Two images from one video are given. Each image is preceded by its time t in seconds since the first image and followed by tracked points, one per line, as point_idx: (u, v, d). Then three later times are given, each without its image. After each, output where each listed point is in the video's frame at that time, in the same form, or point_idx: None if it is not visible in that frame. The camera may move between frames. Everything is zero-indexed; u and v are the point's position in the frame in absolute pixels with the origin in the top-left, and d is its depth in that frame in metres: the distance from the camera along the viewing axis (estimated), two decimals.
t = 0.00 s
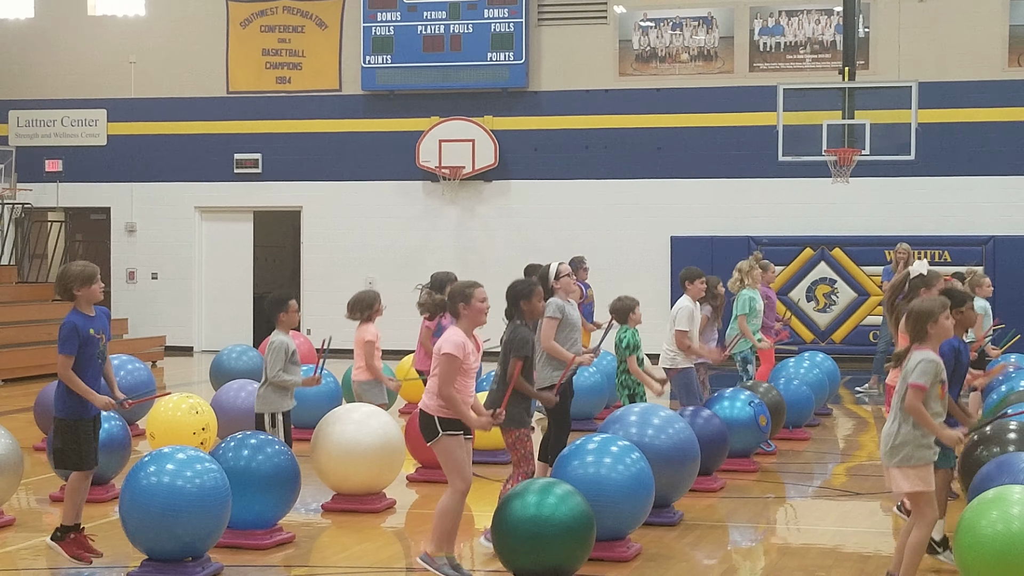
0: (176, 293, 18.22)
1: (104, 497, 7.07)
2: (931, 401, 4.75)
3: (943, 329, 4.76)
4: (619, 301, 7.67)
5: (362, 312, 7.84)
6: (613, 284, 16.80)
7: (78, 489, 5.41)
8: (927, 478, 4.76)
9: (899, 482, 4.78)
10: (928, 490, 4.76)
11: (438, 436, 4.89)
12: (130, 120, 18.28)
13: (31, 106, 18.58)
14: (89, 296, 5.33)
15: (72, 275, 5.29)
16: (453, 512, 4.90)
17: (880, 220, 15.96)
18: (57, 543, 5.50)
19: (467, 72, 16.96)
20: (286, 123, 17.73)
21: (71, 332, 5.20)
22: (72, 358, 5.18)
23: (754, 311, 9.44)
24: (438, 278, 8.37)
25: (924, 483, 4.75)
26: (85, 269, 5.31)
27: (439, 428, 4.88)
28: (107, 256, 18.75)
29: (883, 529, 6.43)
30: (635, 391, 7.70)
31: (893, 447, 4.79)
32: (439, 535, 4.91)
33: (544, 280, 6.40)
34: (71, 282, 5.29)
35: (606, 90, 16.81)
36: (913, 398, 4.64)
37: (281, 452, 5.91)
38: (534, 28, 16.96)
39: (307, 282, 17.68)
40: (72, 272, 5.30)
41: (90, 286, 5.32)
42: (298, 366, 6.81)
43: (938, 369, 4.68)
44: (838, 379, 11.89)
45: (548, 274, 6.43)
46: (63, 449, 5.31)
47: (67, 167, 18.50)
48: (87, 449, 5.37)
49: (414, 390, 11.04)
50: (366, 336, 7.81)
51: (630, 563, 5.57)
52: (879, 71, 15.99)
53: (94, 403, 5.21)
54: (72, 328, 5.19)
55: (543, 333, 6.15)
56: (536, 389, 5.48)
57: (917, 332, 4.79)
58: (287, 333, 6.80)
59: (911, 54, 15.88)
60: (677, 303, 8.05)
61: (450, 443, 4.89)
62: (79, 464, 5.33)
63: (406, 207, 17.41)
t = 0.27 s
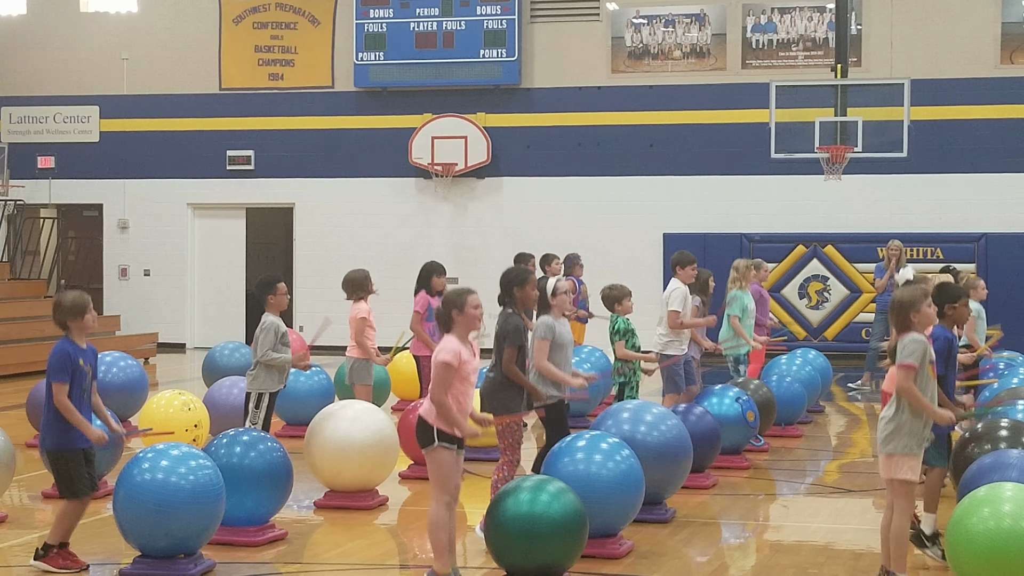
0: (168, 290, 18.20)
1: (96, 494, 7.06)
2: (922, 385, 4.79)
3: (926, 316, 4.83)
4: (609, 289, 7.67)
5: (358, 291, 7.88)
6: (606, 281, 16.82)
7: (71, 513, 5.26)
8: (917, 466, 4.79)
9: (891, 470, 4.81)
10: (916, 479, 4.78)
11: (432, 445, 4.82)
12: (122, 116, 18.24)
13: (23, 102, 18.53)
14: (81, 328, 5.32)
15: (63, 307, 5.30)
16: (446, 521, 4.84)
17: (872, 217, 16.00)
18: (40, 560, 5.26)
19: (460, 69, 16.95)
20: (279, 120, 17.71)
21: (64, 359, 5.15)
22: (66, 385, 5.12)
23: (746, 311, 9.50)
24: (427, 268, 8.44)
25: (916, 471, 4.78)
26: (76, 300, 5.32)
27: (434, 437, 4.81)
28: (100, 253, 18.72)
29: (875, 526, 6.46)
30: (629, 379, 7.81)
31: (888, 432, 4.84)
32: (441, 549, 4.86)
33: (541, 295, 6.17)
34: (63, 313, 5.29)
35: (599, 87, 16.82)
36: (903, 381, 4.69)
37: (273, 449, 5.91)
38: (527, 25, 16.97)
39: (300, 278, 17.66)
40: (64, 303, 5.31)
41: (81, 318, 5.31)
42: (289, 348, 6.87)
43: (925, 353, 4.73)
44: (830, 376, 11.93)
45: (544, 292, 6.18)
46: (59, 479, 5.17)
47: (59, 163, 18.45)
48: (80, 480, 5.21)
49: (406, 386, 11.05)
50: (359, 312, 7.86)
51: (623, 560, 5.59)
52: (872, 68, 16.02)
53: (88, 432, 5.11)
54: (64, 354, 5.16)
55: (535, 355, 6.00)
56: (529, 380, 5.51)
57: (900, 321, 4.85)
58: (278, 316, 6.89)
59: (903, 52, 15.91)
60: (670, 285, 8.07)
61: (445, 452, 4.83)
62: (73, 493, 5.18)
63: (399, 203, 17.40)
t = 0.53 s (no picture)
0: (165, 286, 18.19)
1: (93, 490, 7.07)
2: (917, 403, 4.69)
3: (925, 332, 4.69)
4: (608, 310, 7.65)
5: (355, 310, 7.83)
6: (603, 278, 16.83)
7: (60, 489, 5.31)
8: (918, 483, 4.68)
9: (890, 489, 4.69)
10: (919, 494, 4.68)
11: (424, 454, 4.81)
12: (119, 113, 18.21)
13: (19, 99, 18.50)
14: (70, 297, 5.34)
15: (52, 276, 5.30)
16: (436, 529, 4.85)
17: (869, 214, 16.01)
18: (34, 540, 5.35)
19: (457, 66, 16.94)
20: (276, 116, 17.70)
21: (54, 331, 5.19)
22: (56, 357, 5.17)
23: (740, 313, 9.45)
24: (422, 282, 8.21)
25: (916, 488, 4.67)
26: (65, 269, 5.32)
27: (427, 446, 4.80)
28: (97, 250, 18.69)
29: (871, 523, 6.47)
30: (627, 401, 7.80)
31: (881, 451, 4.70)
32: (424, 552, 4.88)
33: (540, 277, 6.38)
34: (52, 282, 5.30)
35: (595, 83, 16.83)
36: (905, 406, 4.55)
37: (270, 446, 5.91)
38: (524, 22, 16.97)
39: (297, 275, 17.66)
40: (52, 273, 5.31)
41: (70, 287, 5.33)
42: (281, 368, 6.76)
43: (921, 375, 4.62)
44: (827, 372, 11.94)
45: (543, 272, 6.43)
46: (51, 450, 5.26)
47: (56, 159, 18.42)
48: (70, 451, 5.31)
49: (404, 383, 11.05)
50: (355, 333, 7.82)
51: (619, 556, 5.60)
52: (868, 65, 16.03)
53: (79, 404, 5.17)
54: (55, 326, 5.20)
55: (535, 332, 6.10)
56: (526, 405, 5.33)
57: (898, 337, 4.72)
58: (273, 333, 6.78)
59: (899, 49, 15.92)
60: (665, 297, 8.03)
61: (440, 461, 4.83)
62: (63, 466, 5.27)
63: (396, 200, 17.40)
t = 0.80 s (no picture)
0: (168, 283, 18.21)
1: (96, 486, 7.08)
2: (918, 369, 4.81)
3: (926, 300, 4.79)
4: (607, 282, 7.73)
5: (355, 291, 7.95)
6: (606, 274, 16.83)
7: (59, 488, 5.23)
8: (916, 449, 4.78)
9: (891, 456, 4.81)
10: (917, 464, 4.77)
11: (435, 428, 4.84)
12: (122, 110, 18.22)
13: (22, 95, 18.52)
14: (77, 296, 5.33)
15: (61, 274, 5.30)
16: (441, 506, 4.85)
17: (872, 210, 16.00)
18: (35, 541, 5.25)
19: (459, 62, 16.93)
20: (278, 113, 17.70)
21: (57, 328, 5.16)
22: (57, 354, 5.13)
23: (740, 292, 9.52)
24: (427, 262, 8.22)
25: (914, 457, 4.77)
26: (74, 268, 5.31)
27: (438, 419, 4.82)
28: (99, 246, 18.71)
29: (874, 519, 6.47)
30: (622, 373, 7.79)
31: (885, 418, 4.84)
32: (430, 528, 4.87)
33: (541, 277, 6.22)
34: (59, 281, 5.29)
35: (598, 80, 16.82)
36: (900, 368, 4.71)
37: (273, 442, 5.92)
38: (526, 18, 16.95)
39: (299, 271, 17.67)
40: (61, 271, 5.30)
41: (78, 286, 5.31)
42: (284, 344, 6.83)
43: (921, 338, 4.74)
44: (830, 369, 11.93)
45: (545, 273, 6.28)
46: (49, 449, 5.20)
47: (59, 156, 18.43)
48: (71, 451, 5.24)
49: (406, 379, 11.06)
50: (353, 311, 7.86)
51: (622, 553, 5.61)
52: (872, 61, 16.01)
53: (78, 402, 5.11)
54: (58, 324, 5.16)
55: (535, 333, 6.07)
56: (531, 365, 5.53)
57: (899, 305, 4.83)
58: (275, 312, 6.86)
59: (903, 46, 15.90)
60: (666, 281, 8.10)
61: (449, 433, 4.85)
62: (61, 464, 5.20)
63: (398, 196, 17.40)
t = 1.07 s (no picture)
0: (175, 275, 18.23)
1: (104, 479, 7.10)
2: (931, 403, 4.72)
3: (937, 335, 4.72)
4: (613, 294, 7.50)
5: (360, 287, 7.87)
6: (613, 267, 16.82)
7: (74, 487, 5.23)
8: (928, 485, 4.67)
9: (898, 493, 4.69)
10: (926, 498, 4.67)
11: (444, 455, 4.84)
12: (129, 102, 18.24)
13: (29, 88, 18.54)
14: (88, 298, 5.30)
15: (70, 276, 5.27)
16: (460, 525, 4.82)
17: (879, 203, 15.96)
18: (48, 544, 5.26)
19: (466, 55, 16.91)
20: (285, 105, 17.70)
21: (71, 335, 5.18)
22: (71, 361, 5.15)
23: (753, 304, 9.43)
24: (431, 265, 8.34)
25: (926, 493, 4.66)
26: (83, 271, 5.28)
27: (445, 447, 4.83)
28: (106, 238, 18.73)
29: (881, 512, 6.46)
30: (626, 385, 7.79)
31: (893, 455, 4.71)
32: (443, 543, 4.81)
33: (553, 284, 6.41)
34: (70, 283, 5.27)
35: (605, 72, 16.78)
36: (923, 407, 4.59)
37: (280, 434, 5.93)
38: (533, 10, 16.93)
39: (306, 264, 17.68)
40: (70, 274, 5.27)
41: (89, 288, 5.29)
42: (291, 347, 6.83)
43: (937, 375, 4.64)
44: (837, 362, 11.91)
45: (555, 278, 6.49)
46: (59, 452, 5.21)
47: (66, 149, 18.46)
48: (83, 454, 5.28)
49: (413, 372, 11.06)
50: (360, 309, 7.86)
51: (629, 546, 5.61)
52: (879, 53, 15.95)
53: (90, 408, 5.16)
54: (72, 330, 5.18)
55: (552, 343, 6.06)
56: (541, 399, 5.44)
57: (911, 338, 4.75)
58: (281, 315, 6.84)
59: (911, 37, 15.84)
60: (674, 282, 8.03)
61: (456, 460, 4.85)
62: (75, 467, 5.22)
63: (405, 189, 17.39)
